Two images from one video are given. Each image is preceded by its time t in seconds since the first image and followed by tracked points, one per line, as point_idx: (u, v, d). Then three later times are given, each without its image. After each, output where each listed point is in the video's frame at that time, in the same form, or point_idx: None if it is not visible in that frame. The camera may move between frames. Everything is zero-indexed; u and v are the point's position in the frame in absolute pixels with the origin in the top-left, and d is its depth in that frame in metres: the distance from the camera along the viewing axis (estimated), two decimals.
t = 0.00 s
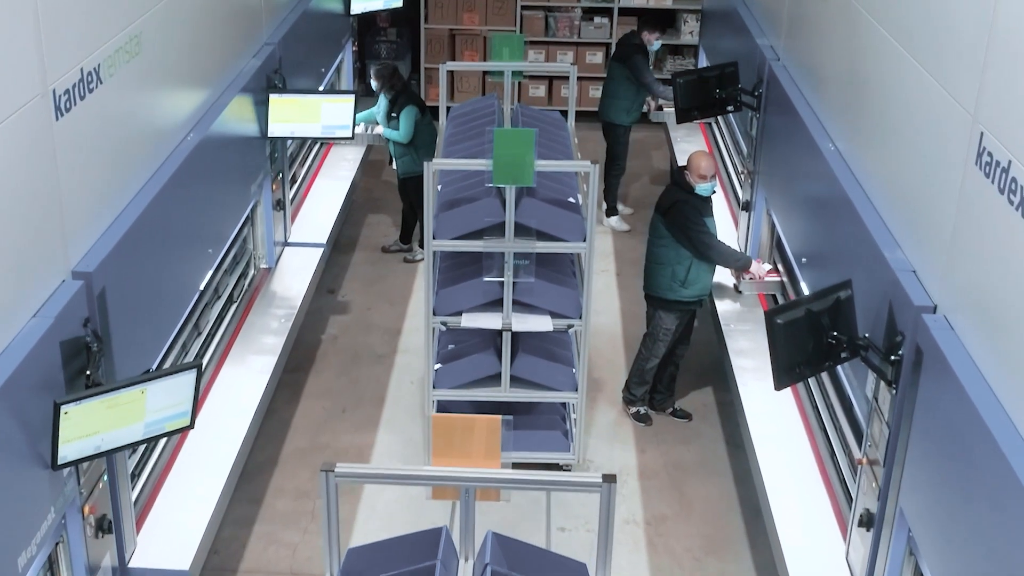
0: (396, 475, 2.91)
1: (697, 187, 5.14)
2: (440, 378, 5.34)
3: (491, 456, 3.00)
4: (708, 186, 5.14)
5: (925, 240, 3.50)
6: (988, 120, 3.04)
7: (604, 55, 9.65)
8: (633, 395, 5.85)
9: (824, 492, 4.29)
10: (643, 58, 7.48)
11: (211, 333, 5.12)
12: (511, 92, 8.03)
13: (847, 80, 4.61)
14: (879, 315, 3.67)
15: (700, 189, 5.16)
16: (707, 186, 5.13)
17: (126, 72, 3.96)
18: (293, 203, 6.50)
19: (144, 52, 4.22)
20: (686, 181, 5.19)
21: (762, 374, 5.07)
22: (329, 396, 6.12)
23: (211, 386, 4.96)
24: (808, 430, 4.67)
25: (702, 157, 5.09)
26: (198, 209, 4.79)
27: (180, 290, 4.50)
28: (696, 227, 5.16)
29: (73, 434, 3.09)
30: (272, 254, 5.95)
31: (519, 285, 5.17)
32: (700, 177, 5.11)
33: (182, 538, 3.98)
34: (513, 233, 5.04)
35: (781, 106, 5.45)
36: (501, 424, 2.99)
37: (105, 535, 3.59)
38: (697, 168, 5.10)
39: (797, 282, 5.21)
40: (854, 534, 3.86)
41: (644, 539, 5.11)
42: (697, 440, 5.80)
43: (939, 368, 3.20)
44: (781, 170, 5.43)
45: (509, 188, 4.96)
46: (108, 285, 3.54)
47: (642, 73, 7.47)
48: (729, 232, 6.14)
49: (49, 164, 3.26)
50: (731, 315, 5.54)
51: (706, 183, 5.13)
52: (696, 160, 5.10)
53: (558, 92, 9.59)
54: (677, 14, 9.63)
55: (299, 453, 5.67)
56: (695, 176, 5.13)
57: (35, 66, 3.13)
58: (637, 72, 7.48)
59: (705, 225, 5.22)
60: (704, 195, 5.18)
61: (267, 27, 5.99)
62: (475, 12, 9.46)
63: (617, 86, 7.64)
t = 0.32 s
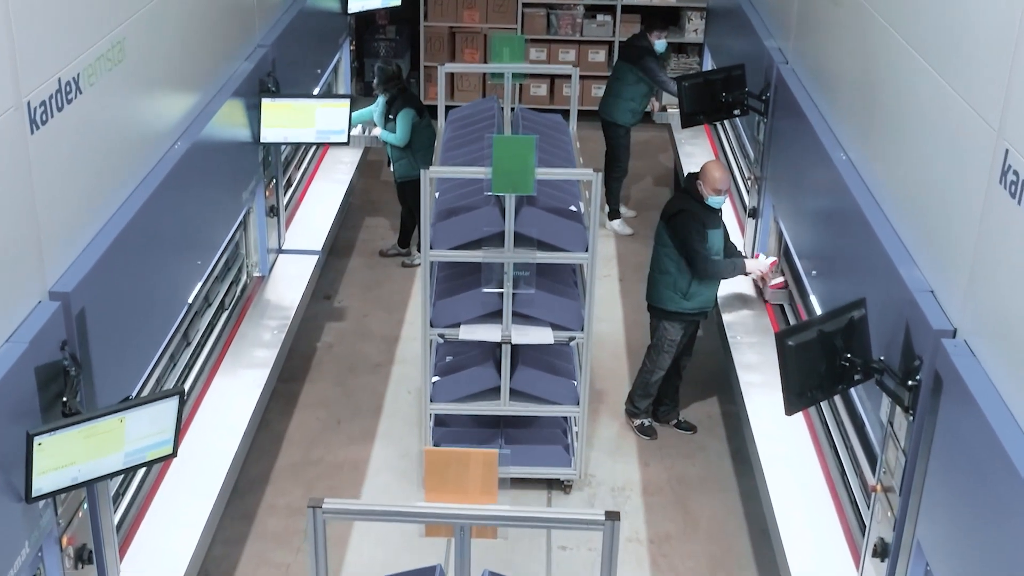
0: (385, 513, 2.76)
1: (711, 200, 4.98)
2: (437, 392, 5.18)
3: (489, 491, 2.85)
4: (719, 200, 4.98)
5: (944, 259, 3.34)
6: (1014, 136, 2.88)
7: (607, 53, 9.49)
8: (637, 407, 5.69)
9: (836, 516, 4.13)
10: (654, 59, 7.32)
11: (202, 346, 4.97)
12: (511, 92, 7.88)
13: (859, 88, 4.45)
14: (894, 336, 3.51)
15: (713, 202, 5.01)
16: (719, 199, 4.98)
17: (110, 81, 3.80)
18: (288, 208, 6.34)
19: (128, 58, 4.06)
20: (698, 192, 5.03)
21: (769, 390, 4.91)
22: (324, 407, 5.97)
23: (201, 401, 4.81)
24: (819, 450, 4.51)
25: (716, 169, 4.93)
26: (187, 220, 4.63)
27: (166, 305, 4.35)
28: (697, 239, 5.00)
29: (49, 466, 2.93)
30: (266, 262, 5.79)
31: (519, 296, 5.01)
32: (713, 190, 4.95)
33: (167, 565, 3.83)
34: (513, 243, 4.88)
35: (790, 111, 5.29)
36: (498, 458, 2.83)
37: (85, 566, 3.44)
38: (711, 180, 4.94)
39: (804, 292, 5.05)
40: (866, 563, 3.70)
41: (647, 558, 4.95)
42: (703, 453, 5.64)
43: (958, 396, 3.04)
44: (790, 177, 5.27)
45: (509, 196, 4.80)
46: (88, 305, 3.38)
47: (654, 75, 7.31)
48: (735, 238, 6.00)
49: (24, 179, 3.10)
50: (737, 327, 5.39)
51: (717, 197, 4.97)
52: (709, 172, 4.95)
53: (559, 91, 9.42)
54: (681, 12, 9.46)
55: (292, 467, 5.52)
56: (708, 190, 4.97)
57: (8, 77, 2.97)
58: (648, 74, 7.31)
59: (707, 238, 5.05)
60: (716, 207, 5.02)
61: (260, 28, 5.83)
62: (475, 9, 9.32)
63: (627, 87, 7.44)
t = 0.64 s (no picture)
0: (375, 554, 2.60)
1: (716, 215, 4.80)
2: (435, 406, 5.02)
3: (488, 530, 2.79)
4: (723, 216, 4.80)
5: (966, 281, 3.18)
6: None
7: (610, 52, 9.32)
8: (648, 436, 5.44)
9: (848, 543, 3.97)
10: (641, 60, 7.11)
11: (192, 360, 4.81)
12: (513, 93, 7.72)
13: (875, 97, 4.29)
14: (912, 360, 3.35)
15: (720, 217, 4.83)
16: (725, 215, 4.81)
17: (90, 91, 3.64)
18: (283, 214, 6.18)
19: (111, 67, 3.90)
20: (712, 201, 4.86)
21: (779, 408, 4.75)
22: (320, 419, 5.81)
23: (190, 418, 4.65)
24: (831, 472, 4.35)
25: (724, 184, 4.71)
26: (174, 231, 4.46)
27: (152, 320, 4.18)
28: (685, 253, 4.86)
29: (22, 502, 2.75)
30: (259, 271, 5.63)
31: (520, 309, 4.85)
32: (718, 206, 4.76)
33: None
34: (513, 255, 4.73)
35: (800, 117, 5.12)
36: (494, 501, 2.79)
37: None
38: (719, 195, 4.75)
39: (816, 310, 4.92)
40: None
41: None
42: (708, 468, 5.49)
43: (980, 430, 2.88)
44: (800, 186, 5.11)
45: (508, 206, 4.65)
46: (66, 328, 3.23)
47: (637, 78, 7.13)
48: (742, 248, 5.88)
49: None
50: (744, 340, 5.22)
51: (723, 212, 4.79)
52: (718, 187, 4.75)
53: (562, 91, 9.25)
54: (686, 10, 9.28)
55: (286, 483, 5.36)
56: (715, 205, 4.78)
57: None
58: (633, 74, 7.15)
59: (704, 253, 4.88)
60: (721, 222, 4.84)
61: (254, 30, 5.66)
62: (476, 7, 9.16)
63: (620, 87, 7.34)
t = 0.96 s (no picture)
0: None
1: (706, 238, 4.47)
2: (434, 423, 4.87)
3: (482, 570, 3.06)
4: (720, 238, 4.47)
5: (991, 308, 3.01)
6: None
7: (614, 51, 9.12)
8: (650, 471, 5.11)
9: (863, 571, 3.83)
10: (628, 64, 6.95)
11: (181, 376, 4.65)
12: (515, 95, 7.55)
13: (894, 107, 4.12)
14: (933, 388, 3.19)
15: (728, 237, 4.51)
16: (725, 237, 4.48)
17: (71, 103, 3.49)
18: (277, 221, 6.01)
19: (93, 77, 3.75)
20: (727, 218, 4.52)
21: (789, 426, 4.59)
22: (316, 432, 5.66)
23: (179, 437, 4.49)
24: (844, 498, 4.19)
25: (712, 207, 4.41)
26: (160, 245, 4.30)
27: (136, 338, 4.02)
28: (669, 281, 4.54)
29: None
30: (253, 281, 5.47)
31: (520, 323, 4.69)
32: (708, 228, 4.44)
33: None
34: (514, 267, 4.57)
35: (814, 125, 4.94)
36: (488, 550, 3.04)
37: None
38: (706, 218, 4.42)
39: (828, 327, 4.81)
40: None
41: None
42: (715, 484, 5.33)
43: (1006, 468, 2.72)
44: (815, 197, 4.94)
45: (509, 217, 4.50)
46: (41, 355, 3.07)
47: (621, 79, 6.99)
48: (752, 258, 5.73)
49: None
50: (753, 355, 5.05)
51: (715, 235, 4.45)
52: (706, 209, 4.42)
53: (565, 90, 9.08)
54: (692, 8, 9.10)
55: (280, 499, 5.20)
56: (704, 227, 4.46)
57: None
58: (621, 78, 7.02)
59: (692, 280, 4.54)
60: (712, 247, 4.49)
61: (247, 33, 5.49)
62: (477, 5, 8.99)
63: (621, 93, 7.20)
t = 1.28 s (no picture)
0: None
1: (684, 268, 4.25)
2: (431, 441, 4.71)
3: None
4: (701, 265, 4.25)
5: (1017, 339, 2.84)
6: None
7: (618, 50, 8.96)
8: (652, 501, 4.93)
9: None
10: (627, 71, 6.66)
11: (170, 395, 4.49)
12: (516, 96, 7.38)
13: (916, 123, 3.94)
14: (956, 421, 3.03)
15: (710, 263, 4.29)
16: (706, 262, 4.25)
17: (47, 118, 3.34)
18: (272, 229, 5.85)
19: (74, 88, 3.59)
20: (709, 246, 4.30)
21: (799, 448, 4.42)
22: (311, 448, 5.50)
23: (167, 458, 4.33)
24: (858, 526, 4.02)
25: (689, 233, 4.21)
26: (145, 261, 4.14)
27: (117, 361, 3.86)
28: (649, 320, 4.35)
29: None
30: (245, 293, 5.30)
31: (522, 339, 4.52)
32: (685, 256, 4.23)
33: None
34: (515, 282, 4.40)
35: (828, 135, 4.77)
36: None
37: None
38: (681, 245, 4.22)
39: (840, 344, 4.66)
40: None
41: None
42: (722, 503, 5.17)
43: None
44: (828, 210, 4.77)
45: (510, 231, 4.33)
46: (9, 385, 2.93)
47: (621, 87, 6.70)
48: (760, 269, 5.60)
49: None
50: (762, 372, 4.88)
51: (693, 263, 4.23)
52: (679, 236, 4.22)
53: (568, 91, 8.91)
54: (698, 7, 8.92)
55: (273, 519, 5.04)
56: (681, 256, 4.25)
57: None
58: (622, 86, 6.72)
59: (672, 318, 4.35)
60: (693, 277, 4.27)
61: (239, 37, 5.33)
62: (478, 3, 8.84)
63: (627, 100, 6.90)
